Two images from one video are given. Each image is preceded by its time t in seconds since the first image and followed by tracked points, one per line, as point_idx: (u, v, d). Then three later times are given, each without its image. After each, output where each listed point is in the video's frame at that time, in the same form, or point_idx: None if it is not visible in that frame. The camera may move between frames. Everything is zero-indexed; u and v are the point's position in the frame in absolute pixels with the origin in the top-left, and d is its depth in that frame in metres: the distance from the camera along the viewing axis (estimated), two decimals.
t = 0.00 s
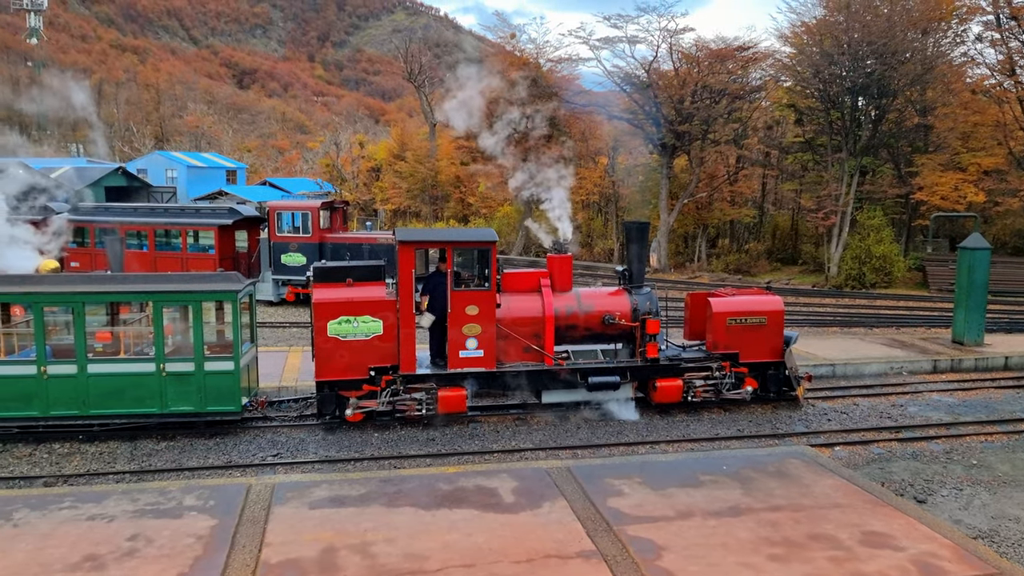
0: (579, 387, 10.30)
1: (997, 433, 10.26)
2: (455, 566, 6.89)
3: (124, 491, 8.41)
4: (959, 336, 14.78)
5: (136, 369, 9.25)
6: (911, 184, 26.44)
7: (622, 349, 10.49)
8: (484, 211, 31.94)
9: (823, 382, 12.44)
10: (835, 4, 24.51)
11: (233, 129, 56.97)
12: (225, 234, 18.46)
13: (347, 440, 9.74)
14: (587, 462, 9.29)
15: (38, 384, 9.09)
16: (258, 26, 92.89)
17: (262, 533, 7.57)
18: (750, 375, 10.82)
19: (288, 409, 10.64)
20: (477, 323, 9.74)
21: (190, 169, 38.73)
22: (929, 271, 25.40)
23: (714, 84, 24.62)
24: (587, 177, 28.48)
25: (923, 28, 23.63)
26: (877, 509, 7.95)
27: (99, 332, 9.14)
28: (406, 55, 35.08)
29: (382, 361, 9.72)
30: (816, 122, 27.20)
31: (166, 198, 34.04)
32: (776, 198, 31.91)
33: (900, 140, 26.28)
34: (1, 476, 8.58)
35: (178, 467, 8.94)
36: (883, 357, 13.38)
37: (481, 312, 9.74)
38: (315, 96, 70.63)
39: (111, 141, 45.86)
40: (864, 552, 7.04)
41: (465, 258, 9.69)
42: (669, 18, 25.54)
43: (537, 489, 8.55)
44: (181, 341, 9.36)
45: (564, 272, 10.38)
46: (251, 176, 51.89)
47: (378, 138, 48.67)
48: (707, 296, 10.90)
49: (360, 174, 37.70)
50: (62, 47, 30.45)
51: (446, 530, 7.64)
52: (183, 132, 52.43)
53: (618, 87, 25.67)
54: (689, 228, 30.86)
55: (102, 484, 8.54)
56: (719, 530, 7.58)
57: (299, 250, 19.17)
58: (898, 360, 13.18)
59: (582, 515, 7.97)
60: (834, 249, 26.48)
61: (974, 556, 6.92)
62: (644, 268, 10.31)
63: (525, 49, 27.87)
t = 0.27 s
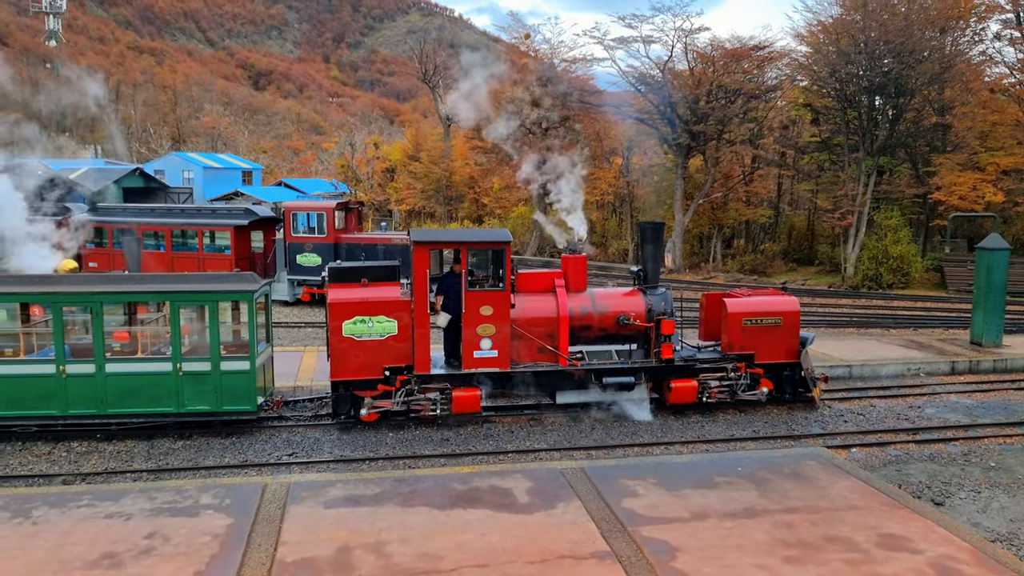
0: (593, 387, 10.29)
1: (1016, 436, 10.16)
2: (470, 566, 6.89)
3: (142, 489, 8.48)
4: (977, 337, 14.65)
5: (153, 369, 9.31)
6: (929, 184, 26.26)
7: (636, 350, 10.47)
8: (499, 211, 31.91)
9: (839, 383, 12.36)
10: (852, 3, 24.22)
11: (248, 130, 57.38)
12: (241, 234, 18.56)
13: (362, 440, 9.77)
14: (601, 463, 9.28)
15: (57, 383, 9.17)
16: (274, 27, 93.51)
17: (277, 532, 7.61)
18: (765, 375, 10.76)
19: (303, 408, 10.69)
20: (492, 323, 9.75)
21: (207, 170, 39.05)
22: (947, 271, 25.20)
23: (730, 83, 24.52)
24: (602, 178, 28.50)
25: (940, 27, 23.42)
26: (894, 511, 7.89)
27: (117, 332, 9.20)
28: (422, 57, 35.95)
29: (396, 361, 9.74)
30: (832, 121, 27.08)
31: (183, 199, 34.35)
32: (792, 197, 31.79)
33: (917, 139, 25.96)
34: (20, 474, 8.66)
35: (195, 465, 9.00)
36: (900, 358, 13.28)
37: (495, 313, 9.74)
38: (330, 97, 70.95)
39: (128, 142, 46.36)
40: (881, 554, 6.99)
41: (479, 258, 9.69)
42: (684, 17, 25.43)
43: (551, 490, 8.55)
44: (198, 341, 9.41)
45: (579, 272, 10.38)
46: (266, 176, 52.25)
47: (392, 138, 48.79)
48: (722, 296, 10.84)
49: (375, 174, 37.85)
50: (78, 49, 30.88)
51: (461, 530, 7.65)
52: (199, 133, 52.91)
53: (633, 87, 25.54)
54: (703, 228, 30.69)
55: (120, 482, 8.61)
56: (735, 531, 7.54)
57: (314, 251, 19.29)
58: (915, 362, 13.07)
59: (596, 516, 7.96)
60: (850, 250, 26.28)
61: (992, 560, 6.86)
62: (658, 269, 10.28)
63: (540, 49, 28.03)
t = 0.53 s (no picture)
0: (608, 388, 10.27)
1: None
2: (483, 566, 6.90)
3: (158, 488, 8.54)
4: (995, 338, 14.49)
5: (170, 368, 9.37)
6: (947, 183, 26.18)
7: (651, 350, 10.45)
8: (513, 212, 31.83)
9: (856, 384, 12.28)
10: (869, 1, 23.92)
11: (264, 131, 57.76)
12: (257, 234, 18.67)
13: (377, 440, 9.80)
14: (616, 463, 9.25)
15: (75, 382, 9.24)
16: (289, 29, 94.17)
17: (293, 530, 7.64)
18: (781, 376, 10.70)
19: (318, 408, 10.73)
20: (506, 323, 9.76)
21: (223, 170, 39.39)
22: (965, 272, 24.97)
23: (745, 83, 24.38)
24: (616, 178, 28.76)
25: (959, 25, 23.47)
26: (911, 513, 7.82)
27: (134, 331, 9.27)
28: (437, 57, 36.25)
29: (411, 361, 9.77)
30: (849, 121, 26.94)
31: (199, 199, 34.64)
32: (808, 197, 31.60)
33: (936, 138, 25.83)
34: (40, 472, 8.75)
35: (211, 464, 9.06)
36: (918, 359, 13.17)
37: (509, 313, 9.75)
38: (344, 98, 71.19)
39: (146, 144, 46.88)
40: (898, 557, 6.93)
41: (494, 259, 9.69)
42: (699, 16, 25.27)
43: (565, 490, 8.53)
44: (214, 340, 9.46)
45: (593, 272, 10.32)
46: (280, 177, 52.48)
47: (406, 138, 48.89)
48: (737, 296, 10.78)
49: (390, 175, 37.92)
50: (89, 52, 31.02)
51: (475, 530, 7.66)
52: (215, 134, 53.37)
53: (648, 87, 25.24)
54: (719, 229, 30.47)
55: (137, 480, 8.68)
56: (750, 533, 7.50)
57: (330, 252, 19.29)
58: (933, 362, 12.95)
59: (611, 517, 7.94)
60: (867, 250, 26.07)
61: (1011, 563, 6.79)
62: (673, 269, 10.24)
63: (554, 49, 28.10)
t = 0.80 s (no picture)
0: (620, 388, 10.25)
1: None
2: (495, 566, 6.90)
3: (173, 486, 8.60)
4: (1011, 339, 14.35)
5: (183, 368, 9.40)
6: (962, 183, 26.02)
7: (663, 350, 10.44)
8: (524, 212, 31.74)
9: (870, 385, 12.21)
10: None
11: (277, 131, 57.99)
12: (270, 235, 18.75)
13: (389, 439, 9.83)
14: (628, 464, 9.25)
15: (91, 380, 9.30)
16: (302, 30, 94.58)
17: (306, 529, 7.68)
18: (794, 377, 10.65)
19: (331, 407, 10.77)
20: (518, 323, 9.77)
21: (236, 171, 39.49)
22: (980, 272, 24.81)
23: (758, 82, 24.26)
24: (628, 178, 28.03)
25: (975, 24, 22.96)
26: (926, 515, 7.76)
27: (148, 331, 9.31)
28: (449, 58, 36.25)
29: (423, 360, 9.79)
30: (862, 121, 26.80)
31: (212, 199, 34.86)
32: (822, 197, 31.43)
33: (950, 138, 26.06)
34: (55, 469, 8.82)
35: (224, 463, 9.11)
36: (933, 360, 13.08)
37: (521, 313, 9.76)
38: (357, 98, 71.32)
39: (160, 145, 47.25)
40: (912, 558, 6.89)
41: (506, 259, 9.69)
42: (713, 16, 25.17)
43: (577, 490, 8.53)
44: (227, 340, 9.48)
45: (605, 272, 10.31)
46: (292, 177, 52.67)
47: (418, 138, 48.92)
48: (750, 296, 10.74)
49: (403, 175, 37.98)
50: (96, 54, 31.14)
51: (487, 530, 7.67)
52: (228, 135, 53.75)
53: (661, 87, 25.09)
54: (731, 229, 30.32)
55: (152, 478, 8.74)
56: (763, 534, 7.48)
57: (342, 251, 19.28)
58: (948, 363, 12.86)
59: (623, 517, 7.94)
60: (881, 250, 25.89)
61: None
62: (686, 269, 10.21)
63: (566, 49, 28.08)
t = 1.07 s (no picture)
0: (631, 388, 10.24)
1: None
2: (507, 565, 6.91)
3: (186, 484, 8.65)
4: None
5: (197, 367, 9.44)
6: (977, 183, 25.86)
7: (675, 350, 10.43)
8: (536, 212, 31.68)
9: (883, 386, 12.15)
10: None
11: (289, 131, 58.15)
12: (282, 235, 18.82)
13: (401, 439, 9.85)
14: (639, 464, 9.23)
15: (105, 379, 9.37)
16: (314, 30, 94.92)
17: (318, 528, 7.71)
18: (807, 378, 10.61)
19: (343, 407, 10.80)
20: (529, 323, 9.77)
21: (249, 171, 39.57)
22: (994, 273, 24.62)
23: (771, 82, 24.17)
24: (640, 179, 27.39)
25: (990, 23, 22.80)
26: (939, 517, 7.72)
27: (162, 330, 9.36)
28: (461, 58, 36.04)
29: (435, 360, 9.80)
30: (876, 121, 26.68)
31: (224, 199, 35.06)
32: (836, 197, 31.29)
33: (965, 138, 25.89)
34: (71, 467, 8.89)
35: (237, 462, 9.15)
36: (947, 362, 13.00)
37: (533, 313, 9.76)
38: (368, 98, 71.47)
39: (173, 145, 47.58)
40: (926, 561, 6.85)
41: (518, 259, 9.69)
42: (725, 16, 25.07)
43: (589, 490, 8.53)
44: (240, 339, 9.51)
45: (617, 272, 10.29)
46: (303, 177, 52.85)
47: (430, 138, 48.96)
48: (763, 297, 10.71)
49: (415, 175, 38.00)
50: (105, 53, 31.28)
51: (499, 530, 7.68)
52: (242, 135, 54.07)
53: (672, 87, 25.23)
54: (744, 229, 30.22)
55: (166, 477, 8.80)
56: (776, 535, 7.45)
57: (355, 251, 19.34)
58: (962, 365, 12.77)
59: (634, 517, 7.93)
60: (895, 251, 25.72)
61: None
62: (698, 269, 10.18)
63: (578, 49, 28.01)
